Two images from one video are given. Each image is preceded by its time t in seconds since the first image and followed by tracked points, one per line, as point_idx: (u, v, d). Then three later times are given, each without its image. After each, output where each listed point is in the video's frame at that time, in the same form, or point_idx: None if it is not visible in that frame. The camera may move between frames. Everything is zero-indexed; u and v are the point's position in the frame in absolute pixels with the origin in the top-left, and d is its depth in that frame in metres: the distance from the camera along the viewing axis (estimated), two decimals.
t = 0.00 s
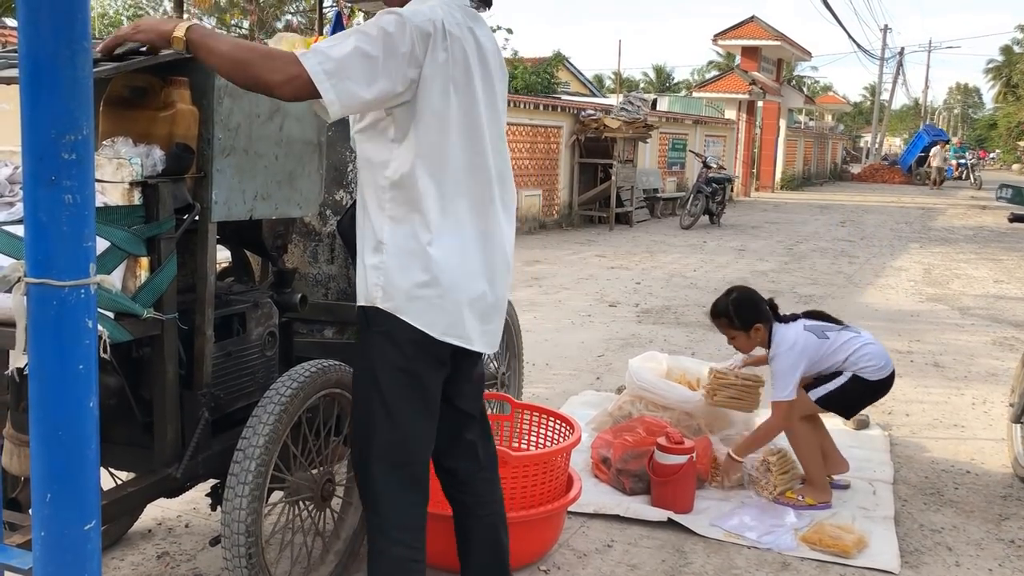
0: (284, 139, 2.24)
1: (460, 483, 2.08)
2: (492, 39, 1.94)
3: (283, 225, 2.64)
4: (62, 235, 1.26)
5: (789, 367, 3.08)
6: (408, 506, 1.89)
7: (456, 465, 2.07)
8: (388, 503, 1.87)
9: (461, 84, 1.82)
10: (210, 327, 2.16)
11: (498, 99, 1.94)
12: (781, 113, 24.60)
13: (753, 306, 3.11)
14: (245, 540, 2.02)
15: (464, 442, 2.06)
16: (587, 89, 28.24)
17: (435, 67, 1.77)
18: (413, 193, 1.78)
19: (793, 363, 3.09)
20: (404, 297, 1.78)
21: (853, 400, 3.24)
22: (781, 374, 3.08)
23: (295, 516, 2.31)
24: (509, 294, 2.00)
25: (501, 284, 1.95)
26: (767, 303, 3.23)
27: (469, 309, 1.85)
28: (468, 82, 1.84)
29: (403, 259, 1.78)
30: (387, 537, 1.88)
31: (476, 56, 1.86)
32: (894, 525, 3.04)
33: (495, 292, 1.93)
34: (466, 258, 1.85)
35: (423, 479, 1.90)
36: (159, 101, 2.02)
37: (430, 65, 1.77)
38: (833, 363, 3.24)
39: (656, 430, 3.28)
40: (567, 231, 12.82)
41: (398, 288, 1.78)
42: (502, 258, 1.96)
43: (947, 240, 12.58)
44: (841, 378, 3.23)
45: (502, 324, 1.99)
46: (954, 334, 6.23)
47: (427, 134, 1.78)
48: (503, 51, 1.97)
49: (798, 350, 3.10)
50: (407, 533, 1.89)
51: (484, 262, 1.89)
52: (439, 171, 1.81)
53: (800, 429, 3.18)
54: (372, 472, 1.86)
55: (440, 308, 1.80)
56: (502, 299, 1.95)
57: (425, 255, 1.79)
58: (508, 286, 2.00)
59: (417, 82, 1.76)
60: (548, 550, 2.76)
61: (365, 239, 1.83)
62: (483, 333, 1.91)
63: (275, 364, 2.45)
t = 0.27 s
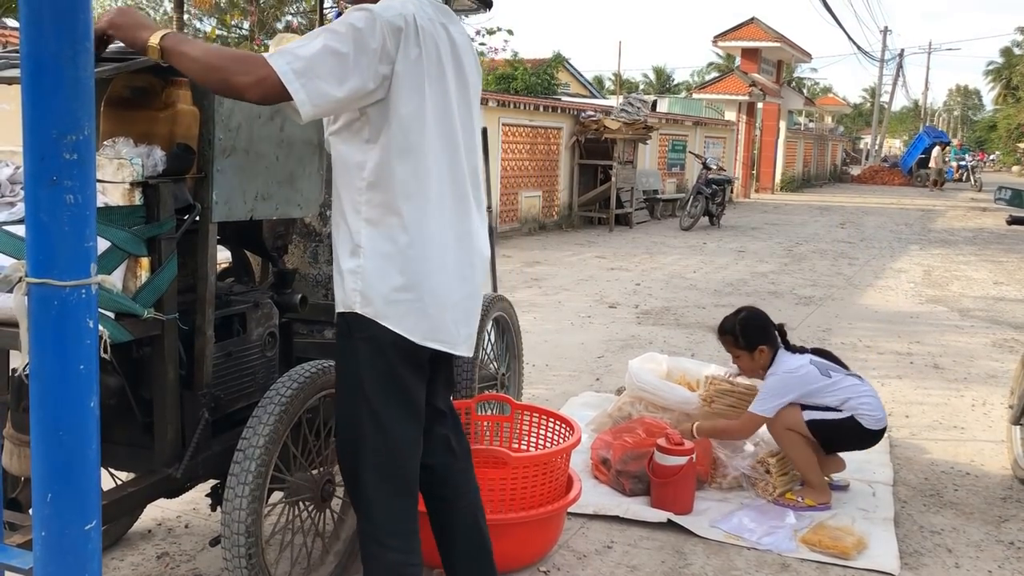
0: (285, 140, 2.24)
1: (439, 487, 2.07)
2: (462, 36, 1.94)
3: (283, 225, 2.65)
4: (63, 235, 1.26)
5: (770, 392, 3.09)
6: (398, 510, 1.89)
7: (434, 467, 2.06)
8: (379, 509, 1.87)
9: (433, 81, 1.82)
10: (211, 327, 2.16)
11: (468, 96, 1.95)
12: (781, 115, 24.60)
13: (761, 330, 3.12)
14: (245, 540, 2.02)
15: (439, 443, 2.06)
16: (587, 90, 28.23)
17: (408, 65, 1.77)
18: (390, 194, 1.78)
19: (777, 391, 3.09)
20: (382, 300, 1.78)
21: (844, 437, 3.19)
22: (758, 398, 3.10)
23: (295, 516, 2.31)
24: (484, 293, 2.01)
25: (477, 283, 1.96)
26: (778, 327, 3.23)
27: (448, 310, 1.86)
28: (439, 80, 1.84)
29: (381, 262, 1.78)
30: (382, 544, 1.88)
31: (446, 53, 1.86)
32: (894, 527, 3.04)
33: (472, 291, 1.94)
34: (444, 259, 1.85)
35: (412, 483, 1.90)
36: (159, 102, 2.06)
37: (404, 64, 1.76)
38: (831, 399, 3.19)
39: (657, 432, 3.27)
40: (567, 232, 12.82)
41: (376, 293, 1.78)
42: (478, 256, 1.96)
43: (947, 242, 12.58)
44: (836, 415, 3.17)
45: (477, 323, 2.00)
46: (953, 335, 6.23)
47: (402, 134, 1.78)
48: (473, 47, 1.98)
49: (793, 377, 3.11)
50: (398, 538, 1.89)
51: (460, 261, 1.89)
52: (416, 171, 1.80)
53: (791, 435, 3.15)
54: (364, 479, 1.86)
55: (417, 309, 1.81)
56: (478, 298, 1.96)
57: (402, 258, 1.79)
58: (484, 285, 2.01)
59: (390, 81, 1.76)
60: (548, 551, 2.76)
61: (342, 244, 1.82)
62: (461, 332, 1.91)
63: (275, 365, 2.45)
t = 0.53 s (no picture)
0: (285, 142, 2.25)
1: (437, 490, 2.08)
2: (452, 37, 1.94)
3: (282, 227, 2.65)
4: (64, 237, 1.27)
5: (757, 394, 3.12)
6: (395, 512, 1.89)
7: (433, 472, 2.07)
8: (376, 512, 1.88)
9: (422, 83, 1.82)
10: (211, 329, 2.16)
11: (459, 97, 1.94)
12: (780, 117, 24.62)
13: (767, 334, 3.17)
14: (244, 541, 2.02)
15: (441, 446, 2.08)
16: (587, 92, 28.28)
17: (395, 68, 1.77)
18: (379, 197, 1.79)
19: (763, 395, 3.12)
20: (372, 304, 1.79)
21: (825, 457, 3.18)
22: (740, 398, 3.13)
23: (294, 518, 2.31)
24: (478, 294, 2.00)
25: (471, 284, 1.95)
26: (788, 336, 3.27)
27: (439, 312, 1.85)
28: (428, 81, 1.84)
29: (370, 266, 1.78)
30: (379, 546, 1.89)
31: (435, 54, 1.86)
32: (892, 529, 3.05)
33: (465, 292, 1.93)
34: (435, 261, 1.84)
35: (408, 487, 1.90)
36: (159, 105, 2.05)
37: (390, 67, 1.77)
38: (818, 417, 3.17)
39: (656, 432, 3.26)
40: (566, 234, 12.82)
41: (367, 297, 1.78)
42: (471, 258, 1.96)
43: (946, 244, 12.59)
44: (819, 434, 3.15)
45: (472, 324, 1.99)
46: (953, 338, 6.23)
47: (390, 137, 1.78)
48: (463, 45, 1.98)
49: (786, 384, 3.12)
50: (394, 540, 1.90)
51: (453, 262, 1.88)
52: (405, 173, 1.80)
53: (774, 442, 3.17)
54: (359, 482, 1.87)
55: (408, 312, 1.81)
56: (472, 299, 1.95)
57: (393, 261, 1.79)
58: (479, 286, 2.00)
59: (378, 84, 1.76)
60: (547, 553, 2.76)
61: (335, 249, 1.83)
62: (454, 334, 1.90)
63: (274, 367, 2.45)
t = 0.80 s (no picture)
0: (284, 144, 2.25)
1: (442, 490, 2.08)
2: (455, 39, 1.94)
3: (282, 230, 2.66)
4: (63, 240, 1.27)
5: (754, 394, 3.12)
6: (396, 511, 1.89)
7: (439, 472, 2.07)
8: (377, 512, 1.88)
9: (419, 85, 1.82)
10: (210, 331, 2.16)
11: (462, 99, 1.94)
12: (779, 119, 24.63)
13: (768, 335, 3.17)
14: (244, 544, 2.02)
15: (449, 447, 2.08)
16: (587, 95, 28.29)
17: (391, 70, 1.78)
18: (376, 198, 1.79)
19: (758, 398, 3.12)
20: (369, 305, 1.79)
21: (823, 460, 3.16)
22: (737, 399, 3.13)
23: (293, 520, 2.31)
24: (481, 297, 1.98)
25: (472, 287, 1.93)
26: (788, 338, 3.27)
27: (437, 314, 1.84)
28: (426, 83, 1.84)
29: (368, 267, 1.79)
30: (380, 544, 1.89)
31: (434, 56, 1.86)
32: (892, 531, 3.05)
33: (466, 295, 1.91)
34: (432, 263, 1.84)
35: (407, 486, 1.89)
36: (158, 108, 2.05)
37: (387, 70, 1.77)
38: (813, 420, 3.16)
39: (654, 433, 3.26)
40: (566, 236, 12.83)
41: (365, 298, 1.79)
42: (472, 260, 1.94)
43: (945, 246, 12.61)
44: (815, 436, 3.15)
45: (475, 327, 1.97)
46: (952, 340, 6.24)
47: (385, 139, 1.78)
48: (467, 48, 1.97)
49: (781, 387, 3.12)
50: (395, 538, 1.90)
51: (451, 265, 1.87)
52: (402, 175, 1.80)
53: (771, 442, 3.17)
54: (360, 482, 1.87)
55: (405, 314, 1.80)
56: (473, 301, 1.93)
57: (389, 263, 1.79)
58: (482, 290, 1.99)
59: (374, 88, 1.77)
60: (546, 555, 2.76)
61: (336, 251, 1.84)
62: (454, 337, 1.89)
63: (274, 369, 2.45)
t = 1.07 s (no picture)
0: (284, 146, 2.25)
1: (448, 486, 2.08)
2: (469, 42, 1.93)
3: (281, 231, 2.66)
4: (63, 242, 1.27)
5: (758, 394, 3.12)
6: (399, 507, 1.89)
7: (447, 468, 2.07)
8: (382, 506, 1.88)
9: (422, 86, 1.82)
10: (210, 333, 2.16)
11: (473, 101, 1.92)
12: (778, 121, 24.65)
13: (773, 335, 3.15)
14: (243, 546, 2.02)
15: (459, 443, 2.08)
16: (586, 97, 28.32)
17: (392, 71, 1.79)
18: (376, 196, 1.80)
19: (762, 398, 3.12)
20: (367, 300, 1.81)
21: (824, 460, 3.16)
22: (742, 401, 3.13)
23: (294, 522, 2.31)
24: (486, 300, 1.95)
25: (473, 289, 1.90)
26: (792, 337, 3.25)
27: (433, 313, 1.83)
28: (430, 85, 1.84)
29: (365, 262, 1.80)
30: (381, 539, 1.89)
31: (442, 58, 1.85)
32: (891, 531, 3.05)
33: (467, 297, 1.88)
34: (429, 262, 1.83)
35: (408, 481, 1.89)
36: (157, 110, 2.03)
37: (388, 69, 1.79)
38: (816, 420, 3.16)
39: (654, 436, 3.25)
40: (565, 238, 12.84)
41: (363, 292, 1.81)
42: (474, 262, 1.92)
43: (944, 246, 12.62)
44: (817, 436, 3.14)
45: (478, 331, 1.93)
46: (951, 341, 6.24)
47: (384, 137, 1.79)
48: (481, 52, 1.96)
49: (785, 388, 3.12)
50: (397, 535, 1.89)
51: (449, 264, 1.85)
52: (400, 173, 1.80)
53: (773, 441, 3.17)
54: (363, 477, 1.88)
55: (396, 311, 1.80)
56: (474, 303, 1.91)
57: (384, 259, 1.79)
58: (487, 293, 1.96)
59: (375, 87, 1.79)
60: (546, 557, 2.76)
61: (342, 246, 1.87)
62: (451, 338, 1.86)
63: (274, 371, 2.45)
